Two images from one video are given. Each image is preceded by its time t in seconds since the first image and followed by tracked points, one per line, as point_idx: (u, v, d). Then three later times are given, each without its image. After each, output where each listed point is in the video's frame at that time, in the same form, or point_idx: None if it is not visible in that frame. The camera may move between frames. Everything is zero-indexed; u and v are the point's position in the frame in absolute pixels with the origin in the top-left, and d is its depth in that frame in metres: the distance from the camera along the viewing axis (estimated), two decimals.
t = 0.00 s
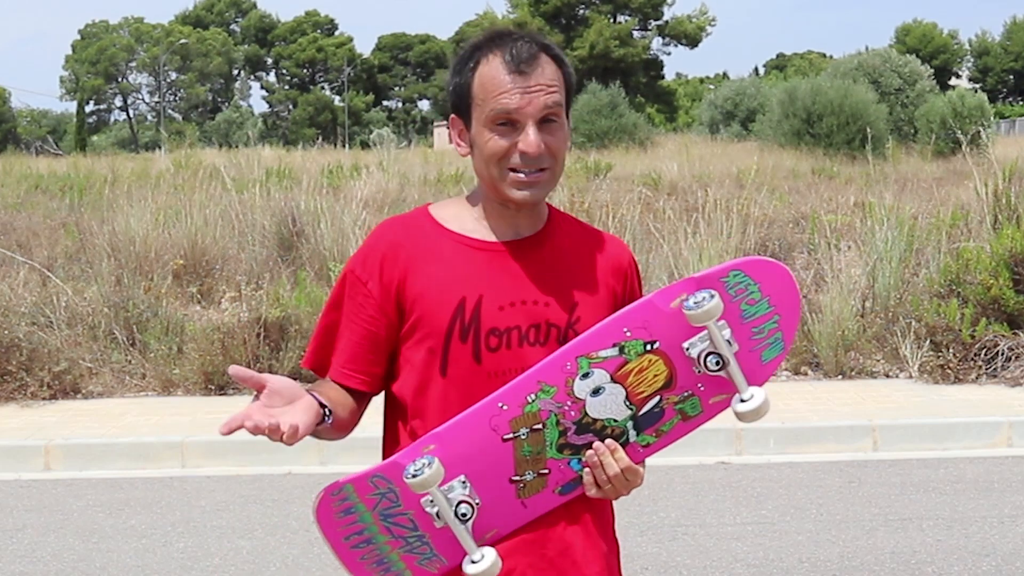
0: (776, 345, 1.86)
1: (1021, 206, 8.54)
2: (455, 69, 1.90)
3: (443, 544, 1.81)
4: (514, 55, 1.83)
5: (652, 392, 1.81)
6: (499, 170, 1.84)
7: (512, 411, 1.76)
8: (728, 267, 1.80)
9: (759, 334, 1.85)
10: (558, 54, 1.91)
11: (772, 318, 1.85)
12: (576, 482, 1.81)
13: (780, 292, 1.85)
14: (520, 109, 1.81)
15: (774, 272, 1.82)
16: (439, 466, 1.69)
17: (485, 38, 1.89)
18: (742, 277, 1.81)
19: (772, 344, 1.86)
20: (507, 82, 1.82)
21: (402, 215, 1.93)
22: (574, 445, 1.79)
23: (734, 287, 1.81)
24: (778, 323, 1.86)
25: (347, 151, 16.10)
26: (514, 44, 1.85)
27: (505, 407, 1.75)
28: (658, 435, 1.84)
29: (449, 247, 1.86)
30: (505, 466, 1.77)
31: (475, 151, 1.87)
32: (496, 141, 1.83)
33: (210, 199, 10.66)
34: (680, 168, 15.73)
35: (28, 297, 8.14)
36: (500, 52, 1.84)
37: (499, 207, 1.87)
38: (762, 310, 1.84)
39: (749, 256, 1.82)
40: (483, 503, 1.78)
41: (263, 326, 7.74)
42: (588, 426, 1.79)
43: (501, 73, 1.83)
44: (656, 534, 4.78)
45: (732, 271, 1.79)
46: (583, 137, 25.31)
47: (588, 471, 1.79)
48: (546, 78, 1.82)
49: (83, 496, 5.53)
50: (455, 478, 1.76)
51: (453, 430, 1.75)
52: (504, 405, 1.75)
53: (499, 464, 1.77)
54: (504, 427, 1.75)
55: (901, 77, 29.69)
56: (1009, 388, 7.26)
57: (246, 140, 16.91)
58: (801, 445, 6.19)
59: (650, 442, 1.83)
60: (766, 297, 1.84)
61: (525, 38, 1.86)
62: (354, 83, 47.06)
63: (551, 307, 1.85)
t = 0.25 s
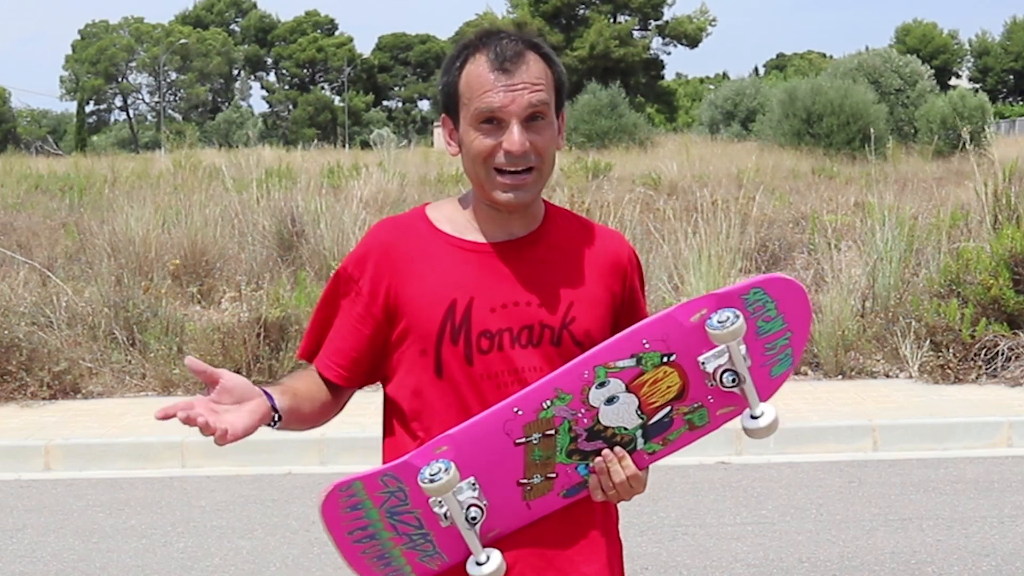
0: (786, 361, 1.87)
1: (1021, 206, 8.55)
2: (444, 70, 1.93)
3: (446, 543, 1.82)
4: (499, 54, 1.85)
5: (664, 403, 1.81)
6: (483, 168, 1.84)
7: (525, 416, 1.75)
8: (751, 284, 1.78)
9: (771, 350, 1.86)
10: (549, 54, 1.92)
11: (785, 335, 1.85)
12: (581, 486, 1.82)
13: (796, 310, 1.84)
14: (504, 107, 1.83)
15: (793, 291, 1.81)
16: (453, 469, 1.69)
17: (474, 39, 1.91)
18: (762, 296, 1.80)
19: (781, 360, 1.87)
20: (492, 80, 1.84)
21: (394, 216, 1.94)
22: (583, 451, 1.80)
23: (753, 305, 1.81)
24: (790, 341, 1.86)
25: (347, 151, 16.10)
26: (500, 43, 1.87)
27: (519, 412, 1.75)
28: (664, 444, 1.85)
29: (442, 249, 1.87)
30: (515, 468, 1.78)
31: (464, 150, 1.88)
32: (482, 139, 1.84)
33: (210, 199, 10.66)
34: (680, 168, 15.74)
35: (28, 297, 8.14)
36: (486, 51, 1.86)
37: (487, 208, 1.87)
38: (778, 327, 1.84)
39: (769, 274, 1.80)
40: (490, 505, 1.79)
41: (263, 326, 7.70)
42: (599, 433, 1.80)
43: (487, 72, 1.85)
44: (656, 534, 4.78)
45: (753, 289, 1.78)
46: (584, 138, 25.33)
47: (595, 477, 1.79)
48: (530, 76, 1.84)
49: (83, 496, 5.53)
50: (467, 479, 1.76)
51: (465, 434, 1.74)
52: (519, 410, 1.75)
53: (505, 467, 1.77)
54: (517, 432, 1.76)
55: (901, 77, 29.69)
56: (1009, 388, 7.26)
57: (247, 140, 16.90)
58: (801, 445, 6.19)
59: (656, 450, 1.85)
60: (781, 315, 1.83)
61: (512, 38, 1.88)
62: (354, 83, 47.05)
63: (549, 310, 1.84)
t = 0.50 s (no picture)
0: (782, 354, 1.85)
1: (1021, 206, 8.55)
2: (441, 71, 1.90)
3: (441, 546, 1.82)
4: (499, 60, 1.83)
5: (657, 402, 1.80)
6: (483, 176, 1.83)
7: (515, 421, 1.74)
8: (741, 281, 1.76)
9: (767, 345, 1.83)
10: (547, 57, 1.90)
11: (781, 329, 1.83)
12: (576, 486, 1.82)
13: (791, 303, 1.82)
14: (504, 116, 1.81)
15: (788, 284, 1.79)
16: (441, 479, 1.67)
17: (472, 39, 1.89)
18: (754, 292, 1.78)
19: (779, 353, 1.85)
20: (491, 88, 1.82)
21: (391, 218, 1.94)
22: (576, 452, 1.80)
23: (746, 301, 1.78)
24: (786, 334, 1.84)
25: (347, 151, 16.10)
26: (499, 48, 1.85)
27: (508, 417, 1.73)
28: (660, 441, 1.84)
29: (437, 252, 1.86)
30: (507, 472, 1.77)
31: (461, 156, 1.86)
32: (480, 148, 1.82)
33: (210, 199, 10.66)
34: (680, 168, 15.74)
35: (28, 297, 8.14)
36: (484, 55, 1.84)
37: (486, 210, 1.86)
38: (771, 321, 1.82)
39: (761, 269, 1.78)
40: (483, 508, 1.78)
41: (263, 326, 7.73)
42: (591, 434, 1.79)
43: (485, 78, 1.83)
44: (656, 534, 4.78)
45: (744, 286, 1.76)
46: (584, 137, 25.33)
47: (589, 477, 1.80)
48: (529, 84, 1.82)
49: (83, 496, 5.53)
50: (457, 484, 1.75)
51: (455, 439, 1.73)
52: (507, 415, 1.73)
53: (498, 470, 1.77)
54: (507, 436, 1.75)
55: (901, 77, 29.68)
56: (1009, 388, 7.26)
57: (247, 140, 16.90)
58: (801, 445, 6.19)
59: (652, 447, 1.85)
60: (776, 309, 1.81)
61: (511, 41, 1.86)
62: (354, 83, 47.05)
63: (544, 308, 1.83)
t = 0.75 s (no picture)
0: (775, 345, 1.84)
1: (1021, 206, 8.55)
2: (434, 69, 1.90)
3: (442, 552, 1.81)
4: (492, 55, 1.83)
5: (652, 397, 1.80)
6: (478, 172, 1.84)
7: (511, 419, 1.75)
8: (728, 270, 1.78)
9: (758, 336, 1.83)
10: (540, 52, 1.90)
11: (772, 319, 1.83)
12: (576, 487, 1.81)
13: (780, 292, 1.82)
14: (499, 110, 1.81)
15: (774, 272, 1.80)
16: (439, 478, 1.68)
17: (464, 38, 1.89)
18: (742, 280, 1.79)
19: (771, 344, 1.84)
20: (485, 83, 1.82)
21: (386, 218, 1.94)
22: (573, 451, 1.79)
23: (734, 290, 1.79)
24: (777, 324, 1.83)
25: (347, 151, 16.10)
26: (493, 44, 1.85)
27: (504, 415, 1.74)
28: (658, 438, 1.83)
29: (433, 252, 1.86)
30: (505, 473, 1.77)
31: (456, 154, 1.87)
32: (476, 144, 1.83)
33: (210, 199, 10.66)
34: (680, 168, 15.74)
35: (28, 297, 8.14)
36: (478, 51, 1.85)
37: (484, 210, 1.86)
38: (763, 312, 1.82)
39: (747, 258, 1.79)
40: (483, 510, 1.78)
41: (263, 326, 7.76)
42: (588, 432, 1.79)
43: (480, 74, 1.83)
44: (656, 534, 4.78)
45: (732, 274, 1.78)
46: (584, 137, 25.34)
47: (588, 476, 1.78)
48: (524, 79, 1.82)
49: (83, 496, 5.53)
50: (456, 486, 1.75)
51: (451, 439, 1.74)
52: (503, 413, 1.74)
53: (496, 471, 1.76)
54: (503, 435, 1.75)
55: (901, 77, 29.67)
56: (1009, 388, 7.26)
57: (247, 140, 16.87)
58: (801, 445, 6.19)
59: (649, 445, 1.83)
60: (765, 298, 1.82)
61: (505, 38, 1.86)
62: (354, 83, 47.06)
63: (540, 308, 1.83)
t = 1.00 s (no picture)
0: (779, 354, 1.84)
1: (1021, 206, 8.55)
2: (431, 71, 1.90)
3: (440, 552, 1.81)
4: (491, 56, 1.82)
5: (656, 402, 1.80)
6: (477, 174, 1.83)
7: (514, 421, 1.75)
8: (738, 277, 1.78)
9: (763, 344, 1.83)
10: (537, 54, 1.90)
11: (777, 328, 1.83)
12: (576, 491, 1.80)
13: (786, 301, 1.83)
14: (499, 111, 1.81)
15: (781, 281, 1.80)
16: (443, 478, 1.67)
17: (462, 39, 1.88)
18: (750, 288, 1.80)
19: (776, 353, 1.84)
20: (484, 83, 1.81)
21: (381, 223, 1.93)
22: (575, 455, 1.79)
23: (741, 298, 1.80)
24: (782, 333, 1.84)
25: (347, 151, 16.10)
26: (491, 45, 1.84)
27: (507, 417, 1.74)
28: (659, 443, 1.82)
29: (431, 256, 1.86)
30: (507, 475, 1.77)
31: (454, 156, 1.86)
32: (475, 145, 1.82)
33: (210, 199, 10.66)
34: (680, 168, 15.75)
35: (28, 297, 8.14)
36: (477, 52, 1.84)
37: (483, 213, 1.86)
38: (768, 320, 1.82)
39: (756, 266, 1.80)
40: (483, 512, 1.78)
41: (263, 326, 7.77)
42: (591, 436, 1.79)
43: (479, 75, 1.82)
44: (656, 534, 4.78)
45: (740, 282, 1.78)
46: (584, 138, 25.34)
47: (589, 480, 1.78)
48: (523, 80, 1.82)
49: (83, 496, 5.53)
50: (457, 487, 1.75)
51: (453, 442, 1.74)
52: (507, 416, 1.74)
53: (497, 474, 1.76)
54: (506, 437, 1.75)
55: (901, 77, 29.66)
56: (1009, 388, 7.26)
57: (247, 140, 16.87)
58: (801, 445, 6.19)
59: (651, 450, 1.82)
60: (771, 307, 1.82)
61: (503, 39, 1.86)
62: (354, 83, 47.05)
63: (539, 313, 1.83)
